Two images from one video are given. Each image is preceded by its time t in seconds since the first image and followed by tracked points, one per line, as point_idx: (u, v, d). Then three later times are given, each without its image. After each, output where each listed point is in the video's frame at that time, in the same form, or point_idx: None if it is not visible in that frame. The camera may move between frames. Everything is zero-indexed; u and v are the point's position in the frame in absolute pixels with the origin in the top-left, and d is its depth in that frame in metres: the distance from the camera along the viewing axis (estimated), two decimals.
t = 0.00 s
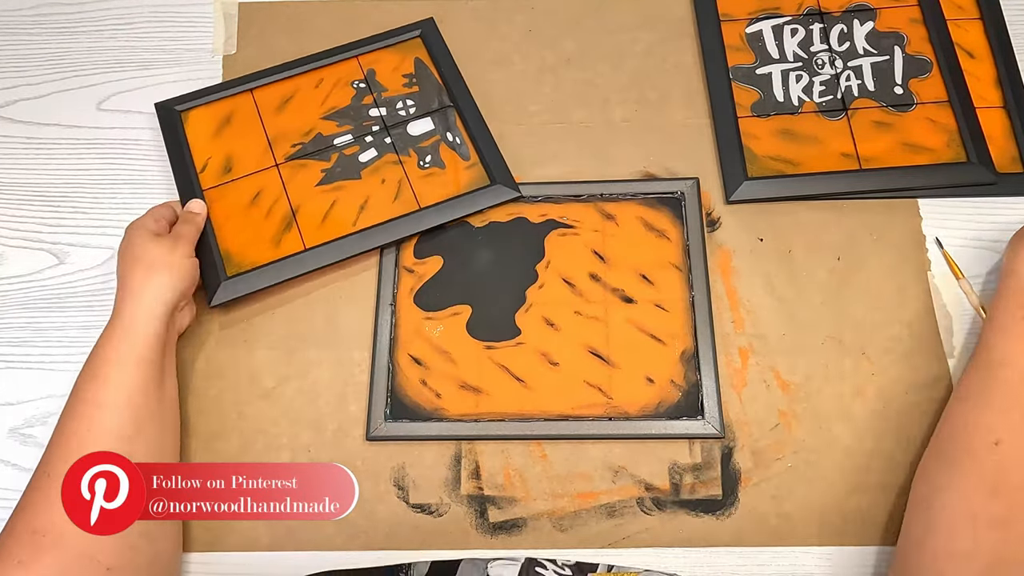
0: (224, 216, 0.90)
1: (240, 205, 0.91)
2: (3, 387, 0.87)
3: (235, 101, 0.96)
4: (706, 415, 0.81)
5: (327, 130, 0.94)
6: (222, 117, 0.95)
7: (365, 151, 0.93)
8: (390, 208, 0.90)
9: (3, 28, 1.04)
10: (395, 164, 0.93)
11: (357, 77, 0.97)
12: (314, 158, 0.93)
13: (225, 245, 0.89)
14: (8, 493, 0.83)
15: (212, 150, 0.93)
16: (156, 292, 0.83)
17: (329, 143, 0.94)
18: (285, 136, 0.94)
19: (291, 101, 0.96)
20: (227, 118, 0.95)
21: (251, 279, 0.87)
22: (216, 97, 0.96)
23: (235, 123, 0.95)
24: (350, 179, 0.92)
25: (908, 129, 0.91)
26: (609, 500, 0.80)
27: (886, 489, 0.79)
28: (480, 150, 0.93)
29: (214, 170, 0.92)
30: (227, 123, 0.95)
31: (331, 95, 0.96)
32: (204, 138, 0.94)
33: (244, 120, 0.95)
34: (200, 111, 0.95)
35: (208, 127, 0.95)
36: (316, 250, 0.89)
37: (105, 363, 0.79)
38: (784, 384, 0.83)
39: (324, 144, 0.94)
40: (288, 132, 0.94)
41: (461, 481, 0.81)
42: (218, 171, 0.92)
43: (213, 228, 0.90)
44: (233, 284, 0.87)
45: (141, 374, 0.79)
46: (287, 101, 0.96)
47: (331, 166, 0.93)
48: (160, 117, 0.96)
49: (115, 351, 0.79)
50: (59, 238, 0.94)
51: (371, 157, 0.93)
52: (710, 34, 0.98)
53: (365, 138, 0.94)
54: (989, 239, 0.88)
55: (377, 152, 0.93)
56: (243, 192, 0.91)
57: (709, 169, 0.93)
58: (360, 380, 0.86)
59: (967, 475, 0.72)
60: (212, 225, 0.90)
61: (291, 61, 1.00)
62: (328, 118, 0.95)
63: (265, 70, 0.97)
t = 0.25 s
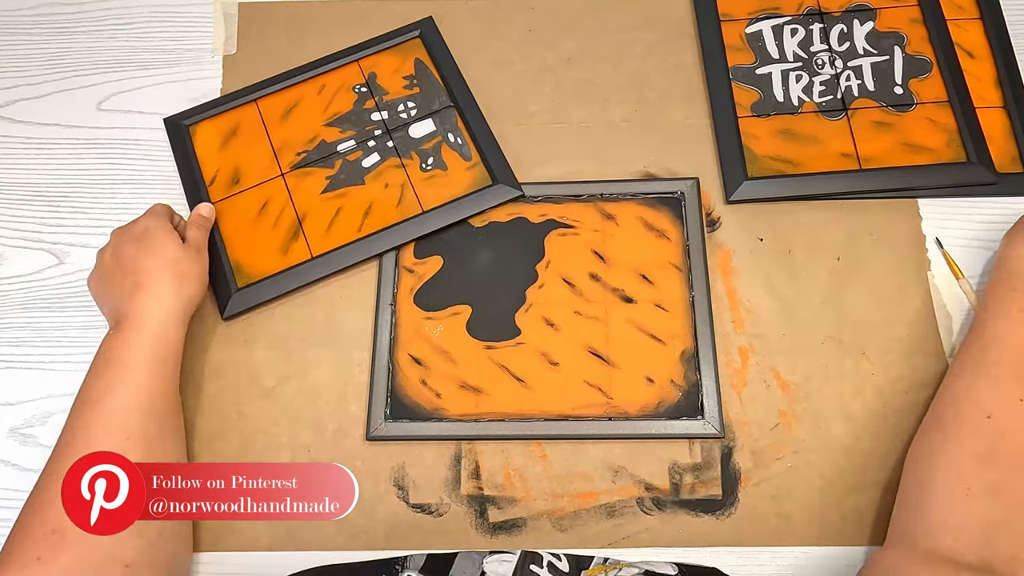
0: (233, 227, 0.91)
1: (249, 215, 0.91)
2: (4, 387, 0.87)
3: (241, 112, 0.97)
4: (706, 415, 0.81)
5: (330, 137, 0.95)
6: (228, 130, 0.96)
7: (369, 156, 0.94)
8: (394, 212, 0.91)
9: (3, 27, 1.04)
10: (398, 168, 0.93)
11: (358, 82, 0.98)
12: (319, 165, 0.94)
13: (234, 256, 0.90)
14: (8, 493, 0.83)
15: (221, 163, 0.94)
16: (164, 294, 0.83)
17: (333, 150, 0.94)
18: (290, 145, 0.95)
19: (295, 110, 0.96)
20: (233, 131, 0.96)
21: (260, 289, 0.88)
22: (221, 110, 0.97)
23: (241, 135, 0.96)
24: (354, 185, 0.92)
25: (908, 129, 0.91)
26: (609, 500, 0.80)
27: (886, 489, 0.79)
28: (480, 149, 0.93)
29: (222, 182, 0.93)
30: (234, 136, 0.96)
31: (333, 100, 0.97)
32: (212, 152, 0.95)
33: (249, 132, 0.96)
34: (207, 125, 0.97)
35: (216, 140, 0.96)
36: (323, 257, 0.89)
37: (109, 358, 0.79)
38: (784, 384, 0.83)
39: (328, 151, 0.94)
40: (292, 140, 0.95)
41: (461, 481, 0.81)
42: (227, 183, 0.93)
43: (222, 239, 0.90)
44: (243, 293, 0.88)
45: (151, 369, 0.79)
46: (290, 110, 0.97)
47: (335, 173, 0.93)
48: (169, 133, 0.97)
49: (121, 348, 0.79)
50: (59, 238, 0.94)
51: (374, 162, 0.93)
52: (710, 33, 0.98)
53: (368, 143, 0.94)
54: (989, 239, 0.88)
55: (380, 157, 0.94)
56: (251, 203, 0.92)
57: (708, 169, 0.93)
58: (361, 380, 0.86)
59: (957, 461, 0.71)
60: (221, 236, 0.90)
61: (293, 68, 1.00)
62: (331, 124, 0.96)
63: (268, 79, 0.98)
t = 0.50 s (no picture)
0: (234, 228, 0.91)
1: (249, 216, 0.91)
2: (4, 387, 0.87)
3: (241, 112, 0.97)
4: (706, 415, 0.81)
5: (330, 137, 0.95)
6: (228, 130, 0.96)
7: (369, 156, 0.94)
8: (394, 212, 0.91)
9: (4, 28, 1.04)
10: (398, 168, 0.93)
11: (358, 82, 0.98)
12: (318, 165, 0.94)
13: (234, 257, 0.90)
14: (8, 493, 0.82)
15: (221, 163, 0.94)
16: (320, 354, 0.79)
17: (333, 150, 0.94)
18: (290, 145, 0.95)
19: (294, 110, 0.96)
20: (232, 131, 0.96)
21: (260, 289, 0.88)
22: (222, 111, 0.97)
23: (241, 135, 0.96)
24: (354, 185, 0.92)
25: (908, 129, 0.91)
26: (609, 500, 0.80)
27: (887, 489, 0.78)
28: (480, 150, 0.93)
29: (222, 182, 0.93)
30: (234, 136, 0.96)
31: (333, 101, 0.97)
32: (212, 153, 0.95)
33: (249, 132, 0.96)
34: (206, 126, 0.97)
35: (216, 140, 0.96)
36: (323, 257, 0.89)
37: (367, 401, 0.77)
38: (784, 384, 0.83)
39: (327, 151, 0.94)
40: (292, 140, 0.95)
41: (461, 481, 0.81)
42: (227, 183, 0.93)
43: (223, 239, 0.91)
44: (244, 294, 0.88)
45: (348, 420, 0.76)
46: (290, 110, 0.97)
47: (335, 172, 0.93)
48: (169, 133, 0.97)
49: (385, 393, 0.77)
50: (59, 238, 0.94)
51: (374, 162, 0.93)
52: (710, 33, 0.98)
53: (368, 143, 0.94)
54: (990, 239, 0.88)
55: (380, 157, 0.94)
56: (251, 203, 0.92)
57: (708, 169, 0.93)
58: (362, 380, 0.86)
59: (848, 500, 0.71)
60: (221, 237, 0.91)
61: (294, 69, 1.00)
62: (331, 125, 0.96)
63: (268, 80, 0.98)
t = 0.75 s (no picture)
0: (234, 228, 0.91)
1: (249, 216, 0.91)
2: (4, 387, 0.87)
3: (241, 112, 0.97)
4: (707, 415, 0.81)
5: (330, 137, 0.95)
6: (228, 130, 0.96)
7: (369, 156, 0.94)
8: (395, 212, 0.91)
9: (4, 28, 1.04)
10: (398, 168, 0.93)
11: (358, 82, 0.98)
12: (319, 165, 0.94)
13: (234, 257, 0.90)
14: (8, 493, 0.82)
15: (221, 163, 0.94)
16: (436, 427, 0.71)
17: (333, 150, 0.94)
18: (290, 145, 0.95)
19: (294, 111, 0.96)
20: (232, 131, 0.96)
21: (260, 289, 0.88)
22: (222, 111, 0.97)
23: (241, 135, 0.96)
24: (354, 185, 0.92)
25: (908, 130, 0.91)
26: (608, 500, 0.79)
27: (887, 489, 0.78)
28: (480, 150, 0.93)
29: (222, 182, 0.93)
30: (234, 136, 0.96)
31: (333, 101, 0.97)
32: (212, 153, 0.95)
33: (250, 132, 0.96)
34: (206, 126, 0.97)
35: (216, 140, 0.96)
36: (323, 257, 0.89)
37: (462, 503, 0.67)
38: (784, 384, 0.83)
39: (328, 151, 0.94)
40: (292, 140, 0.95)
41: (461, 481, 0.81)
42: (227, 184, 0.93)
43: (223, 239, 0.91)
44: (243, 294, 0.88)
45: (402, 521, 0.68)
46: (290, 110, 0.97)
47: (335, 173, 0.93)
48: (169, 133, 0.97)
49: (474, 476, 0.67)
50: (59, 238, 0.94)
51: (374, 162, 0.93)
52: (710, 33, 0.98)
53: (368, 143, 0.94)
54: (989, 238, 0.88)
55: (380, 157, 0.94)
56: (251, 203, 0.92)
57: (708, 170, 0.93)
58: (362, 380, 0.86)
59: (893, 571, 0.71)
60: (221, 237, 0.91)
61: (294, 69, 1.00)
62: (331, 125, 0.96)
63: (268, 80, 0.98)
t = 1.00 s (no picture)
0: (233, 228, 0.91)
1: (249, 216, 0.91)
2: (4, 387, 0.87)
3: (241, 112, 0.97)
4: (707, 415, 0.81)
5: (330, 137, 0.95)
6: (228, 130, 0.96)
7: (369, 156, 0.94)
8: (395, 212, 0.91)
9: (4, 28, 1.04)
10: (398, 169, 0.93)
11: (358, 82, 0.98)
12: (318, 165, 0.94)
13: (234, 257, 0.90)
14: (8, 493, 0.82)
15: (221, 163, 0.94)
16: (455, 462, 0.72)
17: (333, 150, 0.94)
18: (290, 145, 0.95)
19: (294, 111, 0.96)
20: (232, 131, 0.96)
21: (260, 289, 0.88)
22: (221, 111, 0.97)
23: (241, 135, 0.96)
24: (354, 185, 0.92)
25: (908, 130, 0.91)
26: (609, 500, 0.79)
27: (887, 489, 0.78)
28: (480, 150, 0.93)
29: (222, 182, 0.93)
30: (234, 136, 0.96)
31: (333, 101, 0.97)
32: (212, 153, 0.95)
33: (250, 132, 0.96)
34: (206, 126, 0.97)
35: (215, 140, 0.96)
36: (323, 257, 0.89)
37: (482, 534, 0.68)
38: (784, 384, 0.83)
39: (328, 151, 0.94)
40: (292, 140, 0.95)
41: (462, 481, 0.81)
42: (227, 184, 0.93)
43: (223, 239, 0.91)
44: (243, 294, 0.88)
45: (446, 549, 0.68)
46: (290, 110, 0.97)
47: (335, 173, 0.93)
48: (169, 133, 0.97)
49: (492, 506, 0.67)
50: (59, 238, 0.94)
51: (374, 162, 0.93)
52: (710, 33, 0.98)
53: (368, 143, 0.94)
54: (989, 238, 0.88)
55: (380, 157, 0.94)
56: (251, 203, 0.92)
57: (708, 170, 0.93)
58: (362, 380, 0.86)
59: None
60: (221, 237, 0.91)
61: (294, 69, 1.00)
62: (331, 125, 0.96)
63: (268, 80, 0.98)
